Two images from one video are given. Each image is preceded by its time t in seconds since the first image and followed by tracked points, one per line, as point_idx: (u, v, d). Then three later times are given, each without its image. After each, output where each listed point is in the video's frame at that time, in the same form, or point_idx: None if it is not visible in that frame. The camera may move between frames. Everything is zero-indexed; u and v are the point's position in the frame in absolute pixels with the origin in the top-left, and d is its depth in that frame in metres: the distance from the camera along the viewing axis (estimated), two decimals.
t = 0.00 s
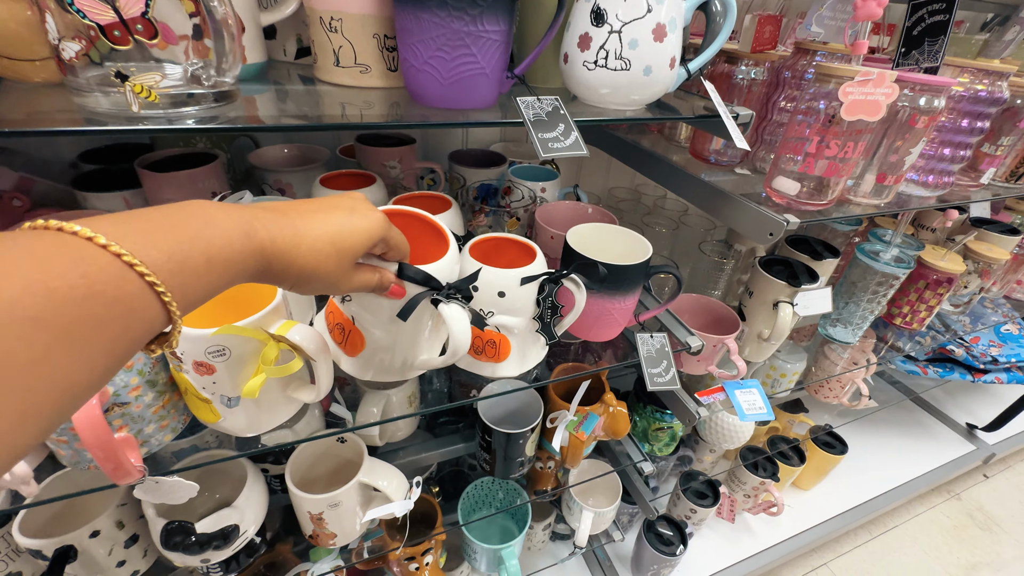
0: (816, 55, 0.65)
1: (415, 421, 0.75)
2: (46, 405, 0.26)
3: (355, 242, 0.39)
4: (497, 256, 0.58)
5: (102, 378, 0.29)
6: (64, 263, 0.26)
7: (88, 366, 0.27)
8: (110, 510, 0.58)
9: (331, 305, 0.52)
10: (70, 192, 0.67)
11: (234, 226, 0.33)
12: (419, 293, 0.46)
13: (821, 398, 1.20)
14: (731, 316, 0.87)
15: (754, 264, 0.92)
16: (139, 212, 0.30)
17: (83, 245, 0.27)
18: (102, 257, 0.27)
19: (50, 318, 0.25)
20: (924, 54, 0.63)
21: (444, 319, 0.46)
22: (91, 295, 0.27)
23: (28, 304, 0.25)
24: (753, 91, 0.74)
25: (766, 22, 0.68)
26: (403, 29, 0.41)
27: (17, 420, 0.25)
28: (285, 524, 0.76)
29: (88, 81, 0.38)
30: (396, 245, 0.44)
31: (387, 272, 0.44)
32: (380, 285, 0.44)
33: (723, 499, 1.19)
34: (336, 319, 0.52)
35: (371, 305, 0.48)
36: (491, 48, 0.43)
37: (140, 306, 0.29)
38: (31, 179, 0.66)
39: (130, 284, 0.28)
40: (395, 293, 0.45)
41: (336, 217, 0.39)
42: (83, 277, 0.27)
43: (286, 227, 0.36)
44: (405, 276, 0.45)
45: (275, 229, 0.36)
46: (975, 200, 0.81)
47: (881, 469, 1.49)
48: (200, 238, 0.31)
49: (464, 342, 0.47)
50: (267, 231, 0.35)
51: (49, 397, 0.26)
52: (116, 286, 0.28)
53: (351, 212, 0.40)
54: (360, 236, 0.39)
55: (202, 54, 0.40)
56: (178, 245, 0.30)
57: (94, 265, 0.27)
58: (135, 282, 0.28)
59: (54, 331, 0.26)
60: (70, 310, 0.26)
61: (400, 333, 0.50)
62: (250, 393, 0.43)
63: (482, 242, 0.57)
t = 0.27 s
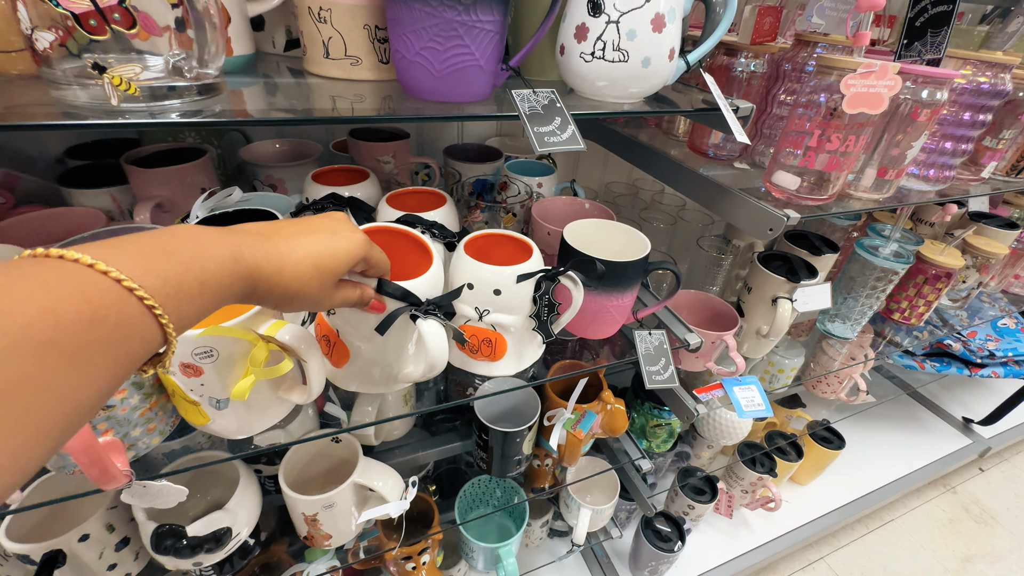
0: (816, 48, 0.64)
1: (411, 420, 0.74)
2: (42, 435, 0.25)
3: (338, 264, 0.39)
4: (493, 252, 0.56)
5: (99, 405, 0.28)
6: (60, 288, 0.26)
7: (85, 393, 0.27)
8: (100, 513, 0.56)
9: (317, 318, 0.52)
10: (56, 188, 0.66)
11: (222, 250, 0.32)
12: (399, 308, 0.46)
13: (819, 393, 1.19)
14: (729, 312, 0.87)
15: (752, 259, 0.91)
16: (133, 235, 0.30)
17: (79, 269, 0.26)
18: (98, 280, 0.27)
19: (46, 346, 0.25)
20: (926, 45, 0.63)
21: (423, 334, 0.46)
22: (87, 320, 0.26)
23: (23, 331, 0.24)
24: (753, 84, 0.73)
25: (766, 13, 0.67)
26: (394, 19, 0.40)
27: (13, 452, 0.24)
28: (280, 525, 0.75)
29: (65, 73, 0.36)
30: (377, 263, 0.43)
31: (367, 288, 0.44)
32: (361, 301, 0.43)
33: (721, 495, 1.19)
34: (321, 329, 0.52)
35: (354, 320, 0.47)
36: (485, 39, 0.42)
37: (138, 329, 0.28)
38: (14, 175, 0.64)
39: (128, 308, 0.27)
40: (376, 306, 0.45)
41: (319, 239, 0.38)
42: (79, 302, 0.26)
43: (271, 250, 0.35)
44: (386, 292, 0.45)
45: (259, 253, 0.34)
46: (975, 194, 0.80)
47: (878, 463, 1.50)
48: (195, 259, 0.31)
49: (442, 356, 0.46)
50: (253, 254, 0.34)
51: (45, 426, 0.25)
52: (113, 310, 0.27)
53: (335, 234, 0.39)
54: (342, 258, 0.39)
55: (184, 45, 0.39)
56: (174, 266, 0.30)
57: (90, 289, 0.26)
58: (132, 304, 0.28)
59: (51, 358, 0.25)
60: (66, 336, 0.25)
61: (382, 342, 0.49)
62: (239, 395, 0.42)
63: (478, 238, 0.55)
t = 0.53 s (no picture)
0: (816, 40, 0.64)
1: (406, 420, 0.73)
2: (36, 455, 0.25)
3: (321, 274, 0.39)
4: (488, 250, 0.55)
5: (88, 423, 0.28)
6: (49, 310, 0.26)
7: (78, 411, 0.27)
8: (89, 518, 0.55)
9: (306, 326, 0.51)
10: (40, 186, 0.64)
11: (204, 269, 0.33)
12: (385, 314, 0.46)
13: (816, 388, 1.19)
14: (727, 309, 0.86)
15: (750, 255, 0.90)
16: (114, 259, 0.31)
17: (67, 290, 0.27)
18: (87, 300, 0.27)
19: (41, 362, 0.25)
20: (928, 38, 0.61)
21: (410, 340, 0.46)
22: (77, 338, 0.27)
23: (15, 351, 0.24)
24: (752, 77, 0.71)
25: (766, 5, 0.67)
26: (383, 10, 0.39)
27: (13, 473, 0.24)
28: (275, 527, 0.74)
29: (40, 66, 0.35)
30: (360, 270, 0.43)
31: (352, 296, 0.43)
32: (347, 309, 0.43)
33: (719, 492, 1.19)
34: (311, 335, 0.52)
35: (343, 327, 0.47)
36: (478, 31, 0.41)
37: (126, 346, 0.29)
38: None
39: (116, 326, 0.28)
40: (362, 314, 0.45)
41: (299, 251, 0.38)
42: (69, 322, 0.26)
43: (253, 266, 0.36)
44: (371, 298, 0.45)
45: (241, 270, 0.35)
46: (974, 189, 0.80)
47: (875, 458, 1.50)
48: (180, 277, 0.32)
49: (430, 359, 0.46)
50: (235, 271, 0.35)
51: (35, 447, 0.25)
52: (103, 327, 0.28)
53: (314, 246, 0.39)
54: (324, 268, 0.39)
55: (166, 37, 0.38)
56: (160, 285, 0.31)
57: (80, 309, 0.27)
58: (121, 322, 0.28)
59: (45, 377, 0.25)
60: (59, 355, 0.26)
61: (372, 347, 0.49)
62: (228, 398, 0.42)
63: (472, 236, 0.54)
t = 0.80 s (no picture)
0: (814, 34, 0.64)
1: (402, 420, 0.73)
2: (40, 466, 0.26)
3: (310, 279, 0.38)
4: (483, 248, 0.54)
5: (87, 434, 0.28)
6: (44, 325, 0.26)
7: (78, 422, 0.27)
8: (78, 523, 0.54)
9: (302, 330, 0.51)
10: (25, 185, 0.63)
11: (197, 280, 0.33)
12: (379, 312, 0.45)
13: (813, 384, 1.19)
14: (724, 306, 0.86)
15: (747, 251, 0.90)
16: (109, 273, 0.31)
17: (64, 304, 0.27)
18: (80, 314, 0.27)
19: (38, 376, 0.25)
20: (927, 31, 0.61)
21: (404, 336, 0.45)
22: (77, 350, 0.27)
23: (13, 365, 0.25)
24: (749, 71, 0.71)
25: None
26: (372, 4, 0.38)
27: (8, 488, 0.25)
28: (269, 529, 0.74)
29: (15, 62, 0.33)
30: (349, 270, 0.43)
31: (344, 297, 0.42)
32: (340, 310, 0.42)
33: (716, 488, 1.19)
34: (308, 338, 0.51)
35: (338, 327, 0.46)
36: (469, 24, 0.40)
37: (122, 358, 0.29)
38: None
39: (112, 338, 0.28)
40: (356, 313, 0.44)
41: (286, 255, 0.38)
42: (64, 336, 0.27)
43: (242, 273, 0.35)
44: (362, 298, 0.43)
45: (230, 279, 0.35)
46: (971, 183, 0.79)
47: (871, 453, 1.50)
48: (172, 288, 0.32)
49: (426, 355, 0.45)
50: (225, 279, 0.34)
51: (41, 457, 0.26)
52: (101, 338, 0.28)
53: (300, 249, 0.39)
54: (314, 273, 0.38)
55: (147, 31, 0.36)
56: (152, 297, 0.31)
57: (73, 323, 0.27)
58: (115, 335, 0.28)
59: (41, 390, 0.26)
60: (56, 368, 0.26)
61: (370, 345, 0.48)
62: (216, 401, 0.41)
63: (466, 235, 0.54)
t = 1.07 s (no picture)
0: (807, 28, 0.65)
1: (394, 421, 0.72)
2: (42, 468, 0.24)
3: (300, 271, 0.37)
4: (475, 247, 0.53)
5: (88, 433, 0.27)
6: (39, 321, 0.25)
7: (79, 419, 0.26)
8: (62, 532, 0.53)
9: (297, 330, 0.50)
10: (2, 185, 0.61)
11: (190, 273, 0.32)
12: (370, 305, 0.44)
13: (807, 379, 1.20)
14: (718, 303, 0.85)
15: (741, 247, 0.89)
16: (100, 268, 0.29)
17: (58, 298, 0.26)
18: (77, 309, 0.26)
19: (37, 373, 0.24)
20: (920, 25, 0.60)
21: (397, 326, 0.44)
22: (76, 345, 0.26)
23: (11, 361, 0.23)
24: (742, 66, 0.69)
25: None
26: None
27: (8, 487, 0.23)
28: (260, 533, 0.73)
29: None
30: (338, 262, 0.41)
31: (335, 291, 0.41)
32: (331, 305, 0.41)
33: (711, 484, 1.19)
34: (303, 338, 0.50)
35: (329, 323, 0.45)
36: (455, 18, 0.38)
37: (121, 353, 0.28)
38: None
39: (111, 333, 0.27)
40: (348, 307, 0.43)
41: (274, 249, 0.36)
42: (62, 331, 0.26)
43: (232, 267, 0.34)
44: (352, 291, 0.42)
45: (221, 272, 0.33)
46: (964, 178, 0.79)
47: (864, 447, 1.51)
48: (167, 282, 0.30)
49: (421, 346, 0.44)
50: (217, 273, 0.33)
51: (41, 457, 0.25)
52: (100, 333, 0.27)
53: (289, 244, 0.37)
54: (305, 265, 0.37)
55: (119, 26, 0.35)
56: (147, 290, 0.29)
57: (71, 318, 0.26)
58: (113, 329, 0.27)
59: (41, 386, 0.24)
60: (54, 365, 0.25)
61: (364, 342, 0.47)
62: (200, 408, 0.40)
63: (457, 233, 0.53)
